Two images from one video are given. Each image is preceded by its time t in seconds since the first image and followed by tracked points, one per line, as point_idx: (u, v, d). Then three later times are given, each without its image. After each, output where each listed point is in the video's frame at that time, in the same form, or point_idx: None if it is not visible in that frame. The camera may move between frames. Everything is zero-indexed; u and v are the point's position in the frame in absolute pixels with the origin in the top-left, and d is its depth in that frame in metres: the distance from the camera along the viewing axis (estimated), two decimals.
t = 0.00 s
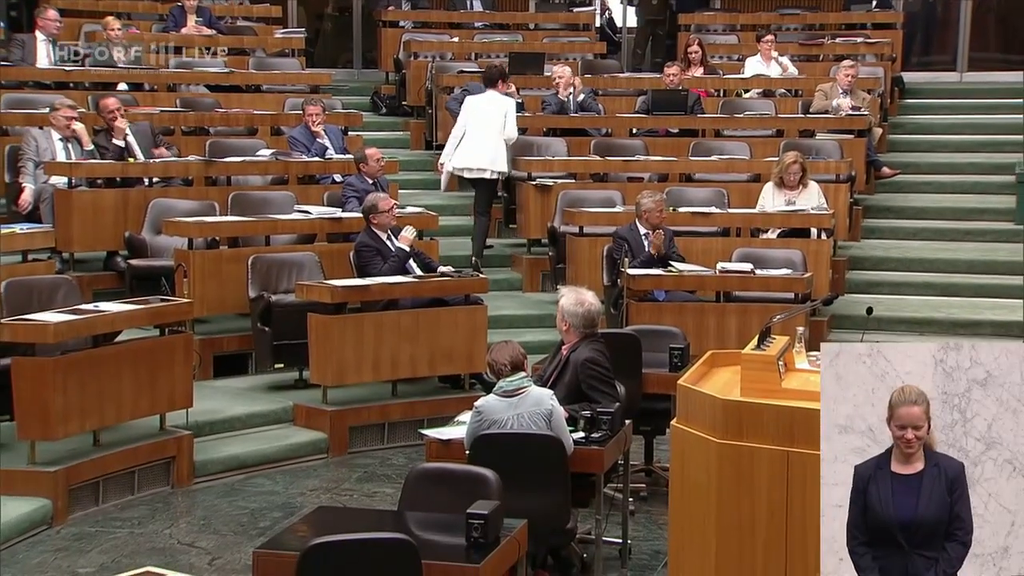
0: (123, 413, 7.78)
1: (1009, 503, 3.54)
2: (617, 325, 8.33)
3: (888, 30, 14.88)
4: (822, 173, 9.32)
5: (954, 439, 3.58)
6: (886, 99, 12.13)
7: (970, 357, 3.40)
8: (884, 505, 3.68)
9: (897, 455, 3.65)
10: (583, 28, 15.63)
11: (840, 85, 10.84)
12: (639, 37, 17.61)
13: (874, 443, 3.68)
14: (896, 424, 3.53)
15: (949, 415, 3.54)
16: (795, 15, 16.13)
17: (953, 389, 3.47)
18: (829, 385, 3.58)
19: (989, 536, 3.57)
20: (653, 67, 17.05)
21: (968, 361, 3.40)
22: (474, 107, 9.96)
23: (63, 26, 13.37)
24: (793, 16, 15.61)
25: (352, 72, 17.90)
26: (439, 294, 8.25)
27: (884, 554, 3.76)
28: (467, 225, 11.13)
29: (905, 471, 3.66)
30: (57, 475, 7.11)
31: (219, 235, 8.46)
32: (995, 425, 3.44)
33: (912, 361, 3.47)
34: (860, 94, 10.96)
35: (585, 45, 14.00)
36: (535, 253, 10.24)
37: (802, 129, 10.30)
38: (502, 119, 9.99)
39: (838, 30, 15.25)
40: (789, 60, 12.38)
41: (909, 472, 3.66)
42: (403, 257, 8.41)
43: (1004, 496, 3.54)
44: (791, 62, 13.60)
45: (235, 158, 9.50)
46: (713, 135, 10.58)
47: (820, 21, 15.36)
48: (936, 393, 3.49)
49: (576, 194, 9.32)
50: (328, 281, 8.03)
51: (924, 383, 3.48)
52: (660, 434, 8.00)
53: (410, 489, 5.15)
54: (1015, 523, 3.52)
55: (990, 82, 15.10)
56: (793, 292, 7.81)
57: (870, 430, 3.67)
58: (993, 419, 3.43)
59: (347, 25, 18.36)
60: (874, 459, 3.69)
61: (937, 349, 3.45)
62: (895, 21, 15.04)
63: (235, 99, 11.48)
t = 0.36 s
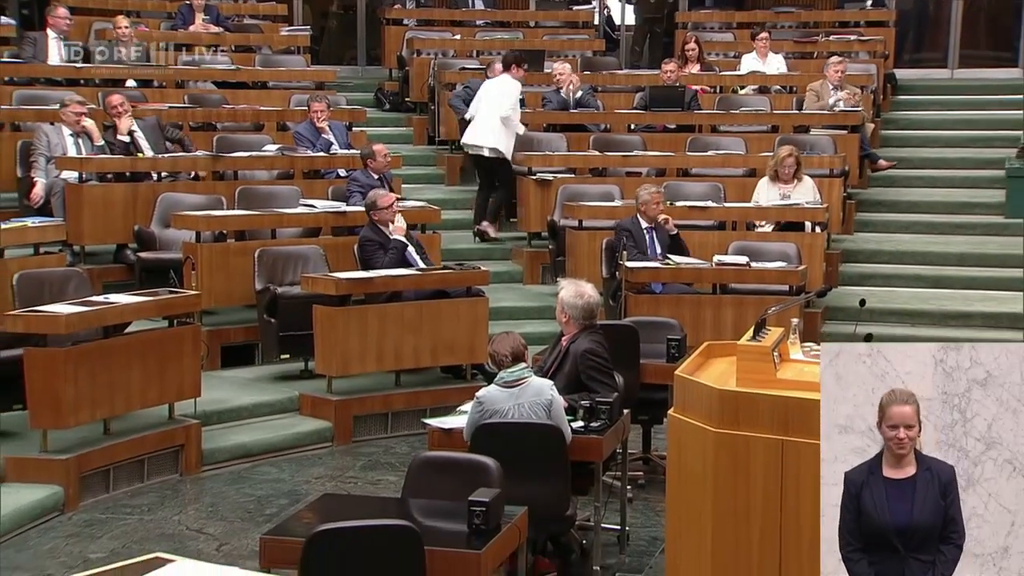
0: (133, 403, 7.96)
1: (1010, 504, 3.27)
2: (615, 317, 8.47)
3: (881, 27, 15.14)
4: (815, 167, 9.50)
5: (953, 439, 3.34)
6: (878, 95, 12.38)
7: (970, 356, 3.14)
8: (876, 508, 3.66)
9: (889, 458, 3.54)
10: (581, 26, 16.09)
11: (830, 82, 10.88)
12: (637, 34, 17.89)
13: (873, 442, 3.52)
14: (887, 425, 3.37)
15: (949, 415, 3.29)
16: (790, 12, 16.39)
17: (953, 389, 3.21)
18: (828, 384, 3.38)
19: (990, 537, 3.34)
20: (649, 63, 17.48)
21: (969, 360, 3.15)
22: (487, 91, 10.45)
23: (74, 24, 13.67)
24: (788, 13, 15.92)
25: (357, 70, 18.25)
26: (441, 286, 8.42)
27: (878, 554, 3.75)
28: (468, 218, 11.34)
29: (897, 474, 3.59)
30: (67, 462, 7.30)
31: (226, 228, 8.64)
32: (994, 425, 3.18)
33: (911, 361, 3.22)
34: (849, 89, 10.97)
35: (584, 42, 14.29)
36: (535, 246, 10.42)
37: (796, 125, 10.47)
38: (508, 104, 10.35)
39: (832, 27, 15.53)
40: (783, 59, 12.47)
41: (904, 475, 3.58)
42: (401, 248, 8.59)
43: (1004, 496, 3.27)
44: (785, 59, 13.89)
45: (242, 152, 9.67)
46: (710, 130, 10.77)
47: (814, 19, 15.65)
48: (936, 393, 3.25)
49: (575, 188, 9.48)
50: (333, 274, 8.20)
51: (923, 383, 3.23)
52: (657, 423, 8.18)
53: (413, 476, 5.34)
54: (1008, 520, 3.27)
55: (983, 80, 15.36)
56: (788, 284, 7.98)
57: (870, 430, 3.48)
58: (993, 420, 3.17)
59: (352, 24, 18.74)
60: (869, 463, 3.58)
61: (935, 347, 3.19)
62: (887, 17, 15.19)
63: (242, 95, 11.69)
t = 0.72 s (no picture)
0: (141, 393, 8.16)
1: (1010, 504, 3.40)
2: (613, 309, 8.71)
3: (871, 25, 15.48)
4: (809, 163, 9.67)
5: (953, 438, 3.44)
6: (868, 92, 12.66)
7: (970, 357, 3.28)
8: (879, 507, 3.64)
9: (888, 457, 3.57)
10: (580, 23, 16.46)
11: (821, 78, 11.22)
12: (634, 32, 17.82)
13: (873, 442, 3.58)
14: (887, 418, 3.45)
15: (949, 415, 3.41)
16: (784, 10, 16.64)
17: (953, 389, 3.34)
18: (829, 385, 3.50)
19: (990, 537, 3.45)
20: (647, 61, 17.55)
21: (968, 361, 3.28)
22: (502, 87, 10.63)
23: (82, 23, 13.94)
24: (782, 12, 16.22)
25: (359, 67, 18.56)
26: (442, 279, 8.61)
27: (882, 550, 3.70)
28: (468, 213, 11.56)
29: (899, 472, 3.59)
30: (78, 451, 7.48)
31: (232, 222, 8.83)
32: (994, 425, 3.32)
33: (911, 361, 3.36)
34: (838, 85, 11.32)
35: (582, 40, 14.54)
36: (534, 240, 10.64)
37: (789, 121, 10.68)
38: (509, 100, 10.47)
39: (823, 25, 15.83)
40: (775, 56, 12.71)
41: (904, 474, 3.59)
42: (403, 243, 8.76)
43: (1004, 497, 3.41)
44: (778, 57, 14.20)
45: (247, 148, 9.86)
46: (705, 127, 10.96)
47: (806, 17, 15.94)
48: (936, 393, 3.37)
49: (573, 183, 9.66)
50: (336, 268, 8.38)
51: (924, 383, 3.36)
52: (653, 413, 8.38)
53: (414, 465, 5.49)
54: (1016, 526, 3.39)
55: (975, 78, 15.58)
56: (781, 277, 8.17)
57: (870, 430, 3.56)
58: (993, 419, 3.32)
59: (354, 22, 19.09)
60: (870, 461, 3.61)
61: (937, 348, 3.33)
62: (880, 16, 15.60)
63: (248, 92, 11.89)
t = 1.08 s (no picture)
0: (141, 383, 8.36)
1: (1010, 503, 3.39)
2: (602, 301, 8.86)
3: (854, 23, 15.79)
4: (792, 158, 9.93)
5: (954, 438, 3.35)
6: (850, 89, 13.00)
7: (970, 357, 3.33)
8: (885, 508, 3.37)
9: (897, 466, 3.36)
10: (568, 24, 16.51)
11: (805, 76, 11.58)
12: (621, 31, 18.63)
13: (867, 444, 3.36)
14: (890, 418, 3.30)
15: (949, 416, 3.32)
16: (771, 8, 16.93)
17: (954, 389, 3.30)
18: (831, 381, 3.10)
19: (991, 538, 3.40)
20: (636, 58, 18.39)
21: (968, 360, 3.33)
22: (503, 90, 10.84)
23: (82, 21, 14.19)
24: (766, 10, 16.53)
25: (353, 65, 18.88)
26: (435, 272, 8.80)
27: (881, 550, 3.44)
28: (460, 207, 11.79)
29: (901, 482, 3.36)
30: (78, 441, 7.67)
31: (229, 217, 9.02)
32: (995, 425, 3.35)
33: (911, 361, 3.31)
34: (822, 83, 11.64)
35: (571, 38, 14.80)
36: (525, 234, 10.89)
37: (774, 118, 10.94)
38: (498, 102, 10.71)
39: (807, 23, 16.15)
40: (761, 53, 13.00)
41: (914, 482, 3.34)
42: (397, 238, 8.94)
43: (1004, 497, 3.38)
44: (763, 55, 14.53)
45: (244, 144, 10.01)
46: (693, 123, 11.18)
47: (789, 16, 16.28)
48: (937, 393, 3.30)
49: (563, 179, 9.88)
50: (331, 261, 8.57)
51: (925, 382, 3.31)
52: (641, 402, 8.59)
53: (409, 455, 5.70)
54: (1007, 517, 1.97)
55: (959, 76, 15.86)
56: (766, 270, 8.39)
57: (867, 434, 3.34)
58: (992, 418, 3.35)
59: (348, 20, 19.43)
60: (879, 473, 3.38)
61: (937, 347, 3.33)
62: (862, 15, 15.82)
63: (245, 88, 12.11)
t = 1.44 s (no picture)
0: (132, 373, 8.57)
1: (1006, 502, 5.17)
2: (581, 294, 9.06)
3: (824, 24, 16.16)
4: (764, 155, 10.23)
5: (957, 437, 5.12)
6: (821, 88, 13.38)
7: (967, 363, 5.15)
8: (887, 506, 5.13)
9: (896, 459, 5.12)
10: (549, 23, 16.73)
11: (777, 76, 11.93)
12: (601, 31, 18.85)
13: (873, 442, 5.21)
14: (892, 421, 5.07)
15: (950, 415, 5.10)
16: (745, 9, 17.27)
17: (952, 389, 5.11)
18: (833, 381, 5.18)
19: (990, 531, 5.20)
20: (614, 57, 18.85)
21: (966, 364, 5.15)
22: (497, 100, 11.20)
23: (71, 20, 14.37)
24: (740, 11, 16.88)
25: (339, 64, 19.12)
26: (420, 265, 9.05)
27: (885, 551, 5.19)
28: (443, 203, 12.07)
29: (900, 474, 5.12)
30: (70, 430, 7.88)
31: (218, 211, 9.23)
32: (994, 425, 5.15)
33: (910, 361, 5.14)
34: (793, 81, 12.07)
35: (551, 38, 15.06)
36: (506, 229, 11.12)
37: (748, 116, 11.27)
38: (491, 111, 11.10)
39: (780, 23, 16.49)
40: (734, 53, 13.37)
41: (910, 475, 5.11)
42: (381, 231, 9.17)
43: (1001, 491, 5.17)
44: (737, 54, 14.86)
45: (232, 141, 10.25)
46: (669, 120, 11.48)
47: (764, 17, 16.63)
48: (938, 393, 5.11)
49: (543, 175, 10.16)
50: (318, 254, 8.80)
51: (927, 382, 5.12)
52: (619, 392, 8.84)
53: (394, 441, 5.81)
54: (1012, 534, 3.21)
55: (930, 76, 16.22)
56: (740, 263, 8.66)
57: (867, 430, 5.20)
58: (992, 418, 5.15)
59: (333, 20, 19.71)
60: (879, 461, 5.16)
61: (942, 354, 5.14)
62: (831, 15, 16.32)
63: (233, 86, 12.32)
